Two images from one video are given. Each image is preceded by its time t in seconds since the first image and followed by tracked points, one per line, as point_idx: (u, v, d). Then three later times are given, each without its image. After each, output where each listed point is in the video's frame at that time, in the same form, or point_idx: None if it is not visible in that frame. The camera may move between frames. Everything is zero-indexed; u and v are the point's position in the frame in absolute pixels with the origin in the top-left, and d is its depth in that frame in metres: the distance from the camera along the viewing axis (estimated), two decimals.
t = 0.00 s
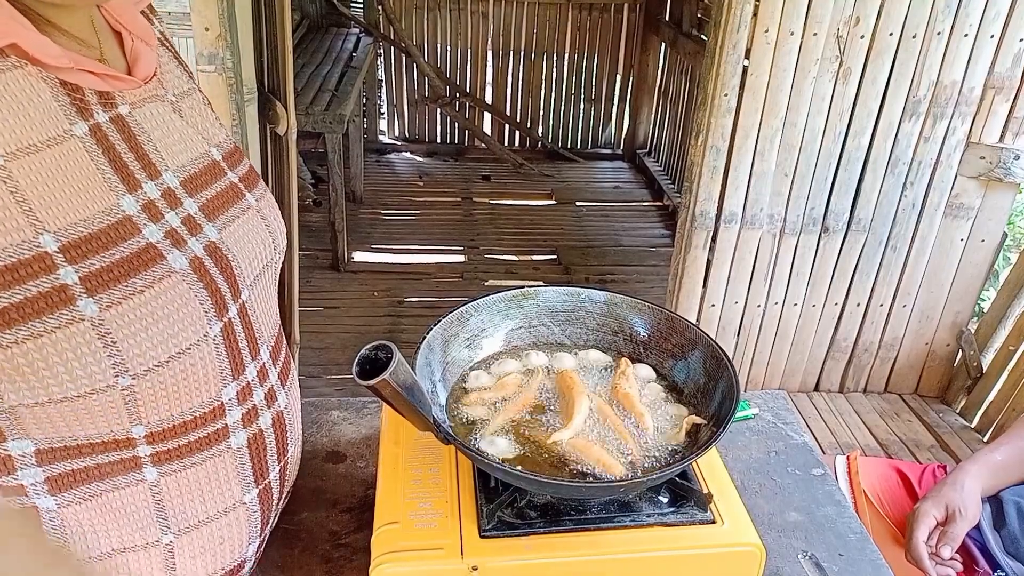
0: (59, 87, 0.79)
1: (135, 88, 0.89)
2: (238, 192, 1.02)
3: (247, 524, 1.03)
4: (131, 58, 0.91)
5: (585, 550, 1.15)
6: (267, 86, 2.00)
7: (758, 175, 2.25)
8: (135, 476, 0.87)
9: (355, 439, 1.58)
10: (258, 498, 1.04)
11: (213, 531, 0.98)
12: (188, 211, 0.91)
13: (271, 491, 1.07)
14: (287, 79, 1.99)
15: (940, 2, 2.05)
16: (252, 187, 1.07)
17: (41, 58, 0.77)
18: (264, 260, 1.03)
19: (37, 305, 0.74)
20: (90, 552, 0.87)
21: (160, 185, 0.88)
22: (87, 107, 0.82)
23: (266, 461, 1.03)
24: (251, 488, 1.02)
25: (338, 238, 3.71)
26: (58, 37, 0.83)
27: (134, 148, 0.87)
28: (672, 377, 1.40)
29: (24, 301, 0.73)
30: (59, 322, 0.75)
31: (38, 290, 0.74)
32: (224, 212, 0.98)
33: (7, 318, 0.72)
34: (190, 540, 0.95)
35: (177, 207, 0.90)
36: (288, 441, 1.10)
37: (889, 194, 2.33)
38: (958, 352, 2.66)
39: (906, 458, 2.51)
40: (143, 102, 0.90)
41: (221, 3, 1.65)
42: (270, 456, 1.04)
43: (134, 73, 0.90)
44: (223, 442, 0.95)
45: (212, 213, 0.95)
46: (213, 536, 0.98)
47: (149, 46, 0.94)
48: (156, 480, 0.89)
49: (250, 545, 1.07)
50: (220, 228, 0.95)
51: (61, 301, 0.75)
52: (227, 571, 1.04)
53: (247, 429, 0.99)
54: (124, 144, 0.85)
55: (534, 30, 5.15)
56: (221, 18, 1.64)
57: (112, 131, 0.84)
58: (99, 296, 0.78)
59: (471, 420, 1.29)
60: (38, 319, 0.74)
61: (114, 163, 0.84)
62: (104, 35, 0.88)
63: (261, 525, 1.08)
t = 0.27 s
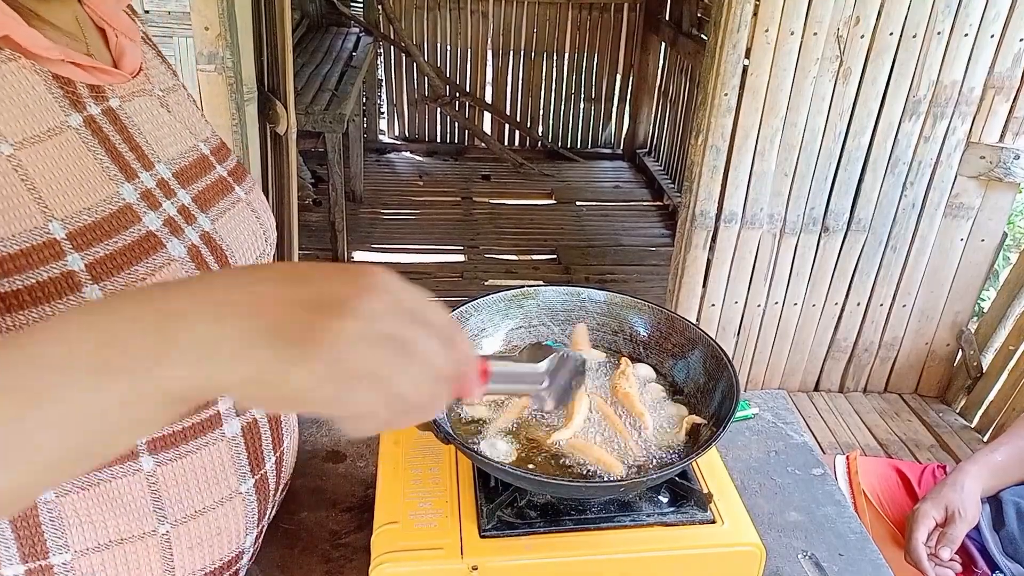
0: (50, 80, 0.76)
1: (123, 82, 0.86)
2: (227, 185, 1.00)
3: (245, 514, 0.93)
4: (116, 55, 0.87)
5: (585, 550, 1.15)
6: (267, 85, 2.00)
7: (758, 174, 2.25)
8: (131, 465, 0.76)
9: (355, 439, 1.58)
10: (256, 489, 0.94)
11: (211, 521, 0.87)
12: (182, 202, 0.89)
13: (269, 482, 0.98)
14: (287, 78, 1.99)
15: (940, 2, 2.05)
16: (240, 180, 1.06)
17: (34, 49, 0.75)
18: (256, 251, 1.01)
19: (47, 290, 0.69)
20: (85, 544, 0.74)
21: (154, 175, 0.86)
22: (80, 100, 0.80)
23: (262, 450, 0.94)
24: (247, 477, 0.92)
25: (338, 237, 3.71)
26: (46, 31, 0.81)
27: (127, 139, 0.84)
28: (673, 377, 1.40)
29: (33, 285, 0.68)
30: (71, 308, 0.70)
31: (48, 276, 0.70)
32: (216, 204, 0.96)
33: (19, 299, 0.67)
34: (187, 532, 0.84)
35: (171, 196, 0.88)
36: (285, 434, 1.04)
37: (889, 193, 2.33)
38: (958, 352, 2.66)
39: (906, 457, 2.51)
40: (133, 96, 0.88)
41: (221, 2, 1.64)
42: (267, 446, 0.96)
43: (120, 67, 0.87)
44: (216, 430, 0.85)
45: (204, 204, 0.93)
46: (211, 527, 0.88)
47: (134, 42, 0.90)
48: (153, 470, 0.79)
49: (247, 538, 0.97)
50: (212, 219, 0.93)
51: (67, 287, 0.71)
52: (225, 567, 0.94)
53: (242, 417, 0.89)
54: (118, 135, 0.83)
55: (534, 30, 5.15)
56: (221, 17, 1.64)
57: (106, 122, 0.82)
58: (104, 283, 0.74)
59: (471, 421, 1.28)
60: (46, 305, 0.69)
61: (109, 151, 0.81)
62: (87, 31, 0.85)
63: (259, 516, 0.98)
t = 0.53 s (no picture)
0: (55, 80, 0.76)
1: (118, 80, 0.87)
2: (220, 182, 1.01)
3: (244, 507, 0.95)
4: (106, 54, 0.88)
5: (585, 550, 1.15)
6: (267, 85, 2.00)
7: (758, 175, 2.25)
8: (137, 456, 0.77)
9: (355, 439, 1.58)
10: (254, 480, 0.96)
11: (211, 514, 0.89)
12: (183, 197, 0.90)
13: (266, 474, 1.00)
14: (287, 78, 1.99)
15: (940, 2, 2.05)
16: (231, 176, 1.06)
17: (35, 47, 0.74)
18: (250, 246, 1.01)
19: (64, 283, 0.70)
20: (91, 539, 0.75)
21: (156, 171, 0.87)
22: (82, 98, 0.80)
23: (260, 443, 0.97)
24: (246, 470, 0.94)
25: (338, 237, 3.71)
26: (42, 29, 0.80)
27: (128, 135, 0.85)
28: (672, 378, 1.40)
29: (50, 278, 0.69)
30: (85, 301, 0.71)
31: (66, 269, 0.71)
32: (212, 199, 0.97)
33: (38, 293, 0.68)
34: (187, 525, 0.86)
35: (173, 191, 0.89)
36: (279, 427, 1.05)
37: (889, 193, 2.33)
38: (958, 352, 2.66)
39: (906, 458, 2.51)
40: (128, 94, 0.89)
41: (221, 2, 1.64)
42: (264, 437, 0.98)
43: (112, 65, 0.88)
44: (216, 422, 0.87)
45: (203, 199, 0.94)
46: (211, 520, 0.89)
47: (122, 41, 0.91)
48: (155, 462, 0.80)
49: (247, 530, 0.98)
50: (212, 214, 0.94)
51: (83, 281, 0.72)
52: (225, 560, 0.95)
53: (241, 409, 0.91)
54: (121, 132, 0.84)
55: (534, 30, 5.15)
56: (221, 17, 1.64)
57: (108, 120, 0.83)
58: (120, 276, 0.75)
59: (471, 421, 1.29)
60: (62, 298, 0.70)
61: (114, 147, 0.82)
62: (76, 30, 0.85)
63: (258, 509, 1.00)
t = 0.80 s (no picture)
0: (54, 80, 0.76)
1: (118, 79, 0.86)
2: (218, 180, 1.00)
3: (245, 504, 0.94)
4: (105, 54, 0.88)
5: (585, 550, 1.16)
6: (267, 86, 2.00)
7: (758, 174, 2.25)
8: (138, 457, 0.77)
9: (355, 439, 1.58)
10: (256, 477, 0.95)
11: (213, 512, 0.89)
12: (181, 196, 0.89)
13: (267, 471, 0.99)
14: (287, 78, 1.99)
15: (940, 2, 2.05)
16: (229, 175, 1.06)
17: (34, 48, 0.74)
18: (248, 245, 1.01)
19: (67, 284, 0.70)
20: (92, 538, 0.76)
21: (154, 171, 0.86)
22: (81, 99, 0.79)
23: (261, 441, 0.95)
24: (247, 468, 0.93)
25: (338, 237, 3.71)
26: (42, 30, 0.81)
27: (127, 136, 0.84)
28: (673, 377, 1.40)
29: (52, 280, 0.69)
30: (88, 303, 0.71)
31: (68, 270, 0.71)
32: (210, 198, 0.96)
33: (41, 294, 0.68)
34: (189, 523, 0.85)
35: (171, 191, 0.88)
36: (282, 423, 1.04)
37: (889, 193, 2.33)
38: (958, 352, 2.66)
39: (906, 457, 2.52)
40: (127, 94, 0.88)
41: (221, 2, 1.64)
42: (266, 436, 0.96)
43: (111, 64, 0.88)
44: (217, 420, 0.86)
45: (201, 198, 0.94)
46: (213, 517, 0.89)
47: (121, 40, 0.91)
48: (160, 460, 0.80)
49: (248, 528, 0.98)
50: (210, 214, 0.94)
51: (85, 281, 0.72)
52: (226, 557, 0.95)
53: (241, 407, 0.90)
54: (119, 132, 0.83)
55: (534, 30, 5.15)
56: (221, 18, 1.64)
57: (107, 120, 0.82)
58: (121, 276, 0.75)
59: (471, 420, 1.29)
60: (65, 300, 0.69)
61: (112, 147, 0.81)
62: (74, 30, 0.86)
63: (260, 506, 1.00)
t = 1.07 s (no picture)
0: (47, 79, 0.77)
1: (119, 79, 0.86)
2: (222, 180, 0.99)
3: (245, 509, 0.98)
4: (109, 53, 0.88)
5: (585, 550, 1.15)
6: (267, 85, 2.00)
7: (758, 174, 2.25)
8: (134, 462, 0.84)
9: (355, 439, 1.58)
10: (256, 484, 0.98)
11: (211, 517, 0.94)
12: (177, 198, 0.89)
13: (268, 478, 1.01)
14: (287, 78, 1.99)
15: (940, 2, 2.05)
16: (234, 175, 1.03)
17: (25, 47, 0.75)
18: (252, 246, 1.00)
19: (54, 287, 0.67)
20: (90, 541, 0.84)
21: (149, 172, 0.86)
22: (75, 98, 0.80)
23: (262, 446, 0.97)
24: (248, 473, 0.97)
25: (338, 238, 3.71)
26: (41, 31, 0.81)
27: (123, 137, 0.84)
28: (673, 377, 1.40)
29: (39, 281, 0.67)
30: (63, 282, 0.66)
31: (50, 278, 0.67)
32: (211, 200, 0.95)
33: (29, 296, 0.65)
34: (188, 527, 0.91)
35: (167, 193, 0.88)
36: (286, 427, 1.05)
37: (889, 193, 2.33)
38: (958, 352, 2.66)
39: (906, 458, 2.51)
40: (127, 93, 0.87)
41: (221, 2, 1.64)
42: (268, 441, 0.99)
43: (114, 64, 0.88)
44: (220, 426, 0.90)
45: (200, 200, 0.93)
46: (211, 522, 0.94)
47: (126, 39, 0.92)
48: (157, 466, 0.86)
49: (248, 532, 1.02)
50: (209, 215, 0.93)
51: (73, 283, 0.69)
52: (225, 560, 1.01)
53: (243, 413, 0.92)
54: (114, 133, 0.83)
55: (534, 30, 5.15)
56: (221, 17, 1.64)
57: (101, 121, 0.82)
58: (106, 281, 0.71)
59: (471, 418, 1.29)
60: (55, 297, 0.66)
61: (105, 148, 0.81)
62: (78, 29, 0.86)
63: (260, 511, 1.03)
